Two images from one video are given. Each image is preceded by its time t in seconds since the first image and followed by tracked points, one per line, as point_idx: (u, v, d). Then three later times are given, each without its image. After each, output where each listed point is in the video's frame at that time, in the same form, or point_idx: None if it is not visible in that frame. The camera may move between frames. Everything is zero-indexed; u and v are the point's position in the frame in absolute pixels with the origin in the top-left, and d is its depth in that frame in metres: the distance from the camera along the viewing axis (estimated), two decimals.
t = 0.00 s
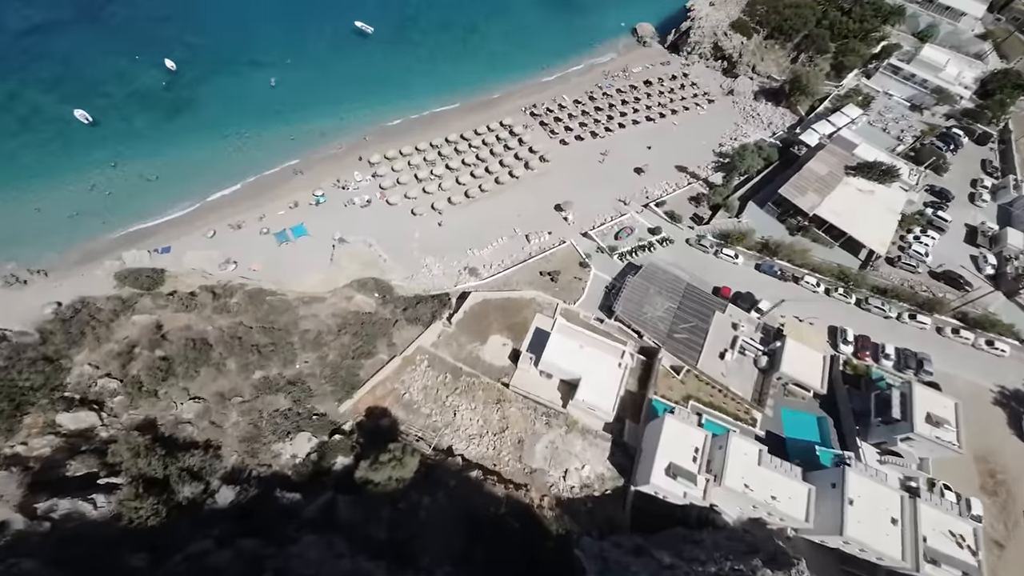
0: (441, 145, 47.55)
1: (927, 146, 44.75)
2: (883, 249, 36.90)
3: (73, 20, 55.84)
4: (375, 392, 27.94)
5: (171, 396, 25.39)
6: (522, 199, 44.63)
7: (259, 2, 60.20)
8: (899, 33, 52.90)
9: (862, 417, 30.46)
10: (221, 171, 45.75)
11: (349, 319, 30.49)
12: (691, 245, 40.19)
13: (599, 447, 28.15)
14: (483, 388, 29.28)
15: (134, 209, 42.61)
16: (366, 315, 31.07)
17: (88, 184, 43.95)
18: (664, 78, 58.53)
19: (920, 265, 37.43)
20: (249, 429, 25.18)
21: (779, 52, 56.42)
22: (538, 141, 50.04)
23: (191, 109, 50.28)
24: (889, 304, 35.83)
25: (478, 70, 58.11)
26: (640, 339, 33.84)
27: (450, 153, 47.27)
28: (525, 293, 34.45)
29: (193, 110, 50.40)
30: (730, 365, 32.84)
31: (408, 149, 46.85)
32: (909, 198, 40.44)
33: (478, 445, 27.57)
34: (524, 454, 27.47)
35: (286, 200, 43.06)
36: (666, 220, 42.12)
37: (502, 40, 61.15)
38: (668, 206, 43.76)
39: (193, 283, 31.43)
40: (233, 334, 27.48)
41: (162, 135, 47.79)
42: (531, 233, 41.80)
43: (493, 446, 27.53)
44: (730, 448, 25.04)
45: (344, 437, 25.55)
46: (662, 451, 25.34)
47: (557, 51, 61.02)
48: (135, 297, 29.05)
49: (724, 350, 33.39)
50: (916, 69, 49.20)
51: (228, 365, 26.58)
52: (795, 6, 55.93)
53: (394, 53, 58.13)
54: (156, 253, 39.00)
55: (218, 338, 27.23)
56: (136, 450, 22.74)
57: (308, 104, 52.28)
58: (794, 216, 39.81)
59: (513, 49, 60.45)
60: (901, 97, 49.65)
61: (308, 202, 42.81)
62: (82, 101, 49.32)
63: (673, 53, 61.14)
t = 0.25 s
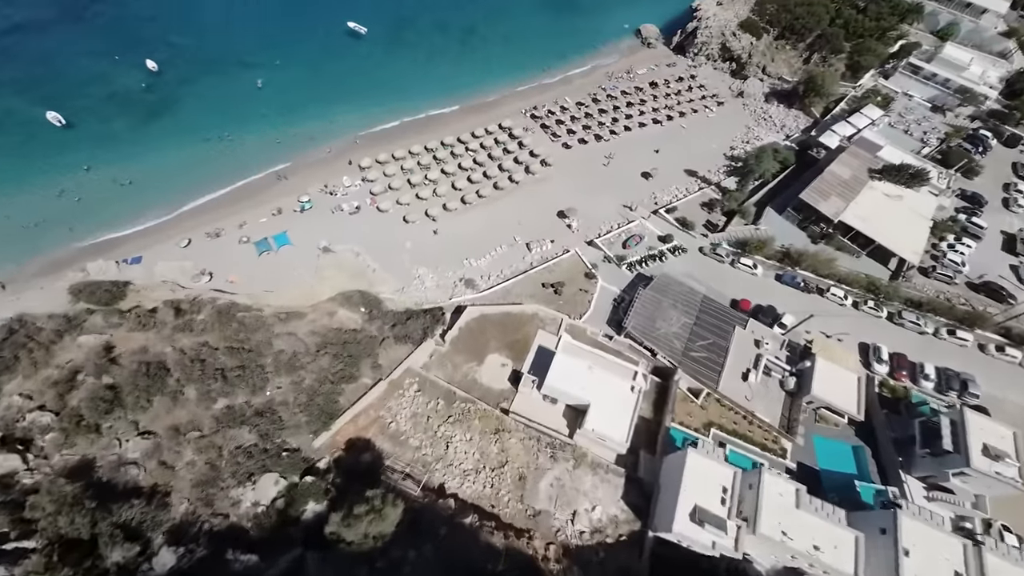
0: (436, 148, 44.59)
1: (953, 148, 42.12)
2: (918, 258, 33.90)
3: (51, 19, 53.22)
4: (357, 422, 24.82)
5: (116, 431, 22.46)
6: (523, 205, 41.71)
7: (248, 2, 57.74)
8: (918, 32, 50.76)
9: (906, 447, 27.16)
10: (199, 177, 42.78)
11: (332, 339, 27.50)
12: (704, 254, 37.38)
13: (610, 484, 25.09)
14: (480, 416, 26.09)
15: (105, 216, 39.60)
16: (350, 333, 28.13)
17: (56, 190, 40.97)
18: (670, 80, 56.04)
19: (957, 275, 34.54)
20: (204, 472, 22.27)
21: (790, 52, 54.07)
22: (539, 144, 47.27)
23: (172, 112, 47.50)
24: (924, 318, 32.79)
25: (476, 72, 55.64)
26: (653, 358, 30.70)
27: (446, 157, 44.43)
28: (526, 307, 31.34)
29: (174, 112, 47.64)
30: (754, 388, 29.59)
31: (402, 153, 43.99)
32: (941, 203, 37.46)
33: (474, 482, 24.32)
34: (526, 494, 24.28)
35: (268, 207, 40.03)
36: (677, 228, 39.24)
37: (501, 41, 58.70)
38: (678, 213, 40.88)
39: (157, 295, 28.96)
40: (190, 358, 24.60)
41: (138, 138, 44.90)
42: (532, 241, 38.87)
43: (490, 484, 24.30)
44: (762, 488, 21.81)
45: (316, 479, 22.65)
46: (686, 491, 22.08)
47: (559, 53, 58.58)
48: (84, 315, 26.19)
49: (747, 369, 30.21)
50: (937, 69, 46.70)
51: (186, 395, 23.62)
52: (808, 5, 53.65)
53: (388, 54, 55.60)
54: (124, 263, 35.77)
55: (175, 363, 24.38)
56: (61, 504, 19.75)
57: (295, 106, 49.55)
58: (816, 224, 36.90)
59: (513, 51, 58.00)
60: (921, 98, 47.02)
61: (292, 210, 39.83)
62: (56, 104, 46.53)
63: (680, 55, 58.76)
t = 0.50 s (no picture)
0: (431, 154, 41.81)
1: (983, 153, 39.63)
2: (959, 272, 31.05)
3: (28, 21, 50.72)
4: (333, 462, 22.14)
5: (39, 482, 20.08)
6: (524, 214, 38.79)
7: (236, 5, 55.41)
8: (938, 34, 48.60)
9: (962, 486, 23.79)
10: (176, 185, 39.95)
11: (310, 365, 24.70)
12: (721, 267, 34.21)
13: (626, 536, 22.09)
14: (476, 455, 23.38)
15: (70, 228, 36.67)
16: (331, 359, 25.21)
17: (19, 199, 38.10)
18: (677, 85, 53.59)
19: (998, 292, 31.82)
20: (142, 533, 19.43)
21: (802, 55, 51.81)
22: (540, 150, 44.56)
23: (150, 117, 44.82)
24: (967, 338, 29.83)
25: (473, 76, 53.22)
26: (670, 384, 27.57)
27: (441, 163, 41.60)
28: (529, 326, 28.22)
29: (153, 117, 45.00)
30: (785, 418, 26.22)
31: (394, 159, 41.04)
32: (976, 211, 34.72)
33: (468, 534, 21.43)
34: (529, 547, 21.38)
35: (248, 217, 37.12)
36: (691, 238, 36.29)
37: (500, 45, 56.36)
38: (691, 222, 37.98)
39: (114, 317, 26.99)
40: (139, 391, 22.47)
41: (111, 144, 42.10)
42: (534, 253, 35.88)
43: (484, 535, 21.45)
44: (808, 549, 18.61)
45: (278, 541, 19.65)
46: (719, 551, 19.05)
47: (560, 57, 56.26)
48: (17, 346, 24.11)
49: (776, 397, 26.96)
50: (960, 71, 44.51)
51: (129, 436, 21.33)
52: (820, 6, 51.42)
53: (382, 58, 53.13)
54: (84, 277, 32.54)
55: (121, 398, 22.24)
56: None
57: (282, 111, 46.93)
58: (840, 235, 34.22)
59: (512, 54, 55.62)
60: (943, 101, 44.52)
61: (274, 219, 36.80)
62: (27, 108, 43.82)
63: (686, 59, 56.45)
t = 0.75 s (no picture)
0: (425, 164, 39.11)
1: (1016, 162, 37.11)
2: (1004, 288, 28.23)
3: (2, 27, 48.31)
4: (299, 523, 19.30)
5: None
6: (524, 228, 35.88)
7: (223, 11, 53.17)
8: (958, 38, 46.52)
9: None
10: (150, 197, 37.12)
11: (282, 403, 21.82)
12: (741, 285, 31.44)
13: None
14: (472, 510, 20.11)
15: (30, 244, 33.74)
16: (303, 395, 22.28)
17: None
18: (684, 92, 51.25)
19: None
20: None
21: (814, 61, 49.62)
22: (542, 160, 41.91)
23: (126, 127, 42.18)
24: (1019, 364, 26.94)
25: (471, 83, 50.85)
26: (692, 420, 24.44)
27: (437, 174, 38.87)
28: (530, 355, 25.08)
29: (130, 126, 42.39)
30: (826, 461, 22.97)
31: (386, 169, 38.31)
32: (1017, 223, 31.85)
33: None
34: None
35: (225, 231, 34.19)
36: (707, 254, 33.30)
37: (499, 52, 54.17)
38: (706, 236, 35.04)
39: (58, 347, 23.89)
40: (65, 440, 18.99)
41: (81, 154, 39.28)
42: (536, 269, 32.87)
43: None
44: None
45: None
46: None
47: (561, 65, 54.08)
48: None
49: (812, 435, 23.64)
50: (984, 76, 42.22)
51: (48, 497, 17.89)
52: (834, 10, 49.39)
53: (375, 64, 50.70)
54: (40, 299, 29.59)
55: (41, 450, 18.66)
56: None
57: (268, 119, 44.33)
58: (873, 249, 31.16)
59: (512, 62, 53.39)
60: (966, 108, 42.37)
61: (254, 235, 33.82)
62: None
63: (692, 66, 54.31)
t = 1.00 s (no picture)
0: (418, 180, 36.44)
1: None
2: None
3: None
4: None
5: None
6: (525, 249, 32.98)
7: (211, 25, 51.33)
8: (975, 49, 44.45)
9: None
10: (121, 220, 34.61)
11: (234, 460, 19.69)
12: (766, 311, 28.46)
13: None
14: None
15: None
16: (264, 450, 20.18)
17: None
18: (691, 106, 49.11)
19: None
20: None
21: (826, 74, 47.68)
22: (543, 176, 39.39)
23: (98, 142, 39.53)
24: None
25: (468, 97, 48.75)
26: (721, 472, 21.17)
27: (430, 191, 36.18)
28: (534, 395, 21.74)
29: (105, 142, 39.84)
30: (882, 522, 19.82)
31: (376, 186, 35.60)
32: None
33: None
34: None
35: (197, 253, 31.33)
36: (727, 276, 30.31)
37: (497, 65, 52.18)
38: (723, 257, 32.11)
39: None
40: None
41: (49, 171, 36.77)
42: (538, 294, 29.86)
43: None
44: None
45: None
46: None
47: (562, 79, 52.11)
48: None
49: (865, 491, 20.41)
50: (1007, 86, 40.15)
51: None
52: (844, 22, 47.71)
53: (368, 78, 48.56)
54: None
55: None
56: None
57: (252, 134, 41.83)
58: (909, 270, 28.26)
59: (511, 76, 51.38)
60: (992, 120, 40.01)
61: (228, 259, 30.85)
62: None
63: (698, 80, 52.40)
